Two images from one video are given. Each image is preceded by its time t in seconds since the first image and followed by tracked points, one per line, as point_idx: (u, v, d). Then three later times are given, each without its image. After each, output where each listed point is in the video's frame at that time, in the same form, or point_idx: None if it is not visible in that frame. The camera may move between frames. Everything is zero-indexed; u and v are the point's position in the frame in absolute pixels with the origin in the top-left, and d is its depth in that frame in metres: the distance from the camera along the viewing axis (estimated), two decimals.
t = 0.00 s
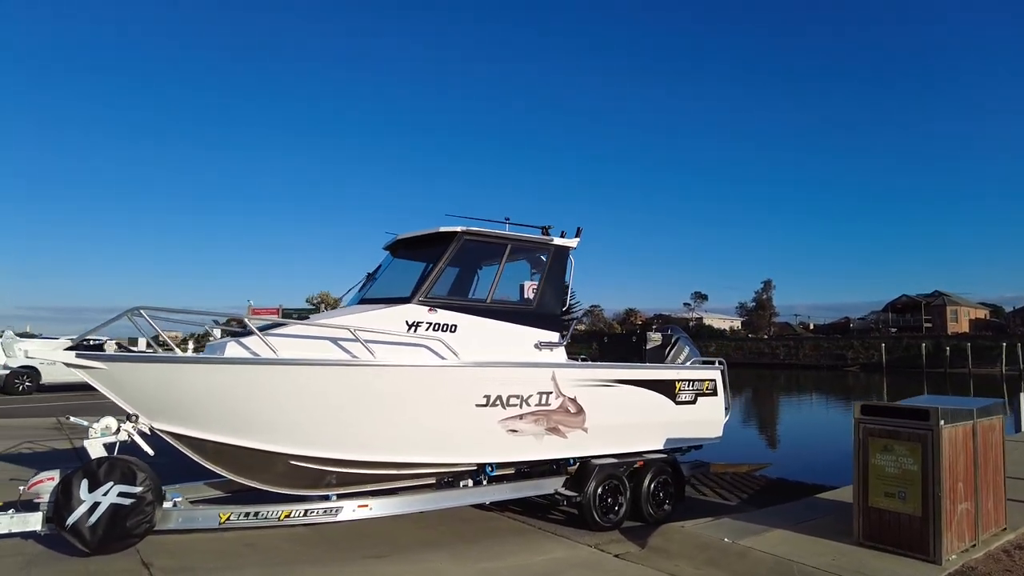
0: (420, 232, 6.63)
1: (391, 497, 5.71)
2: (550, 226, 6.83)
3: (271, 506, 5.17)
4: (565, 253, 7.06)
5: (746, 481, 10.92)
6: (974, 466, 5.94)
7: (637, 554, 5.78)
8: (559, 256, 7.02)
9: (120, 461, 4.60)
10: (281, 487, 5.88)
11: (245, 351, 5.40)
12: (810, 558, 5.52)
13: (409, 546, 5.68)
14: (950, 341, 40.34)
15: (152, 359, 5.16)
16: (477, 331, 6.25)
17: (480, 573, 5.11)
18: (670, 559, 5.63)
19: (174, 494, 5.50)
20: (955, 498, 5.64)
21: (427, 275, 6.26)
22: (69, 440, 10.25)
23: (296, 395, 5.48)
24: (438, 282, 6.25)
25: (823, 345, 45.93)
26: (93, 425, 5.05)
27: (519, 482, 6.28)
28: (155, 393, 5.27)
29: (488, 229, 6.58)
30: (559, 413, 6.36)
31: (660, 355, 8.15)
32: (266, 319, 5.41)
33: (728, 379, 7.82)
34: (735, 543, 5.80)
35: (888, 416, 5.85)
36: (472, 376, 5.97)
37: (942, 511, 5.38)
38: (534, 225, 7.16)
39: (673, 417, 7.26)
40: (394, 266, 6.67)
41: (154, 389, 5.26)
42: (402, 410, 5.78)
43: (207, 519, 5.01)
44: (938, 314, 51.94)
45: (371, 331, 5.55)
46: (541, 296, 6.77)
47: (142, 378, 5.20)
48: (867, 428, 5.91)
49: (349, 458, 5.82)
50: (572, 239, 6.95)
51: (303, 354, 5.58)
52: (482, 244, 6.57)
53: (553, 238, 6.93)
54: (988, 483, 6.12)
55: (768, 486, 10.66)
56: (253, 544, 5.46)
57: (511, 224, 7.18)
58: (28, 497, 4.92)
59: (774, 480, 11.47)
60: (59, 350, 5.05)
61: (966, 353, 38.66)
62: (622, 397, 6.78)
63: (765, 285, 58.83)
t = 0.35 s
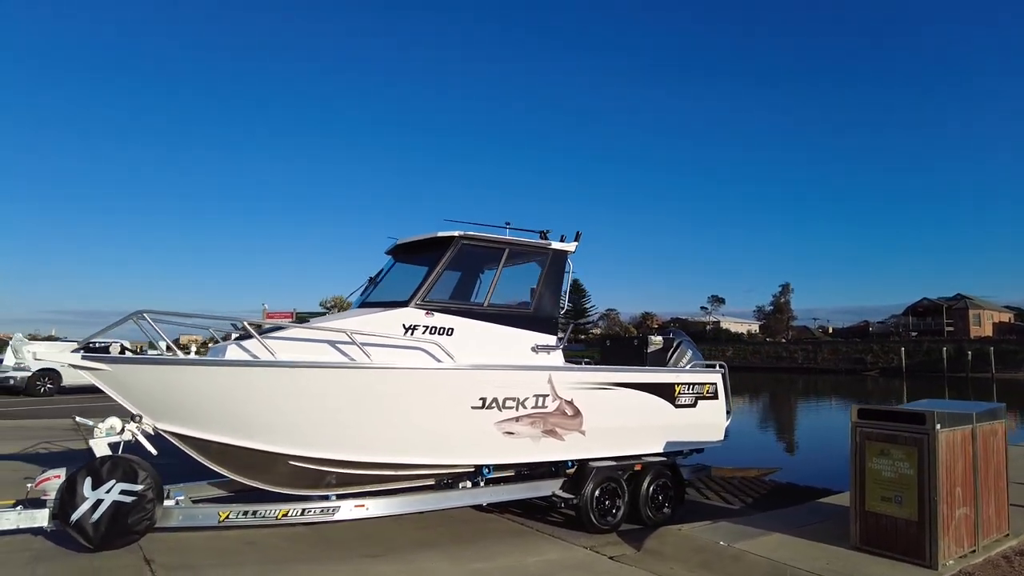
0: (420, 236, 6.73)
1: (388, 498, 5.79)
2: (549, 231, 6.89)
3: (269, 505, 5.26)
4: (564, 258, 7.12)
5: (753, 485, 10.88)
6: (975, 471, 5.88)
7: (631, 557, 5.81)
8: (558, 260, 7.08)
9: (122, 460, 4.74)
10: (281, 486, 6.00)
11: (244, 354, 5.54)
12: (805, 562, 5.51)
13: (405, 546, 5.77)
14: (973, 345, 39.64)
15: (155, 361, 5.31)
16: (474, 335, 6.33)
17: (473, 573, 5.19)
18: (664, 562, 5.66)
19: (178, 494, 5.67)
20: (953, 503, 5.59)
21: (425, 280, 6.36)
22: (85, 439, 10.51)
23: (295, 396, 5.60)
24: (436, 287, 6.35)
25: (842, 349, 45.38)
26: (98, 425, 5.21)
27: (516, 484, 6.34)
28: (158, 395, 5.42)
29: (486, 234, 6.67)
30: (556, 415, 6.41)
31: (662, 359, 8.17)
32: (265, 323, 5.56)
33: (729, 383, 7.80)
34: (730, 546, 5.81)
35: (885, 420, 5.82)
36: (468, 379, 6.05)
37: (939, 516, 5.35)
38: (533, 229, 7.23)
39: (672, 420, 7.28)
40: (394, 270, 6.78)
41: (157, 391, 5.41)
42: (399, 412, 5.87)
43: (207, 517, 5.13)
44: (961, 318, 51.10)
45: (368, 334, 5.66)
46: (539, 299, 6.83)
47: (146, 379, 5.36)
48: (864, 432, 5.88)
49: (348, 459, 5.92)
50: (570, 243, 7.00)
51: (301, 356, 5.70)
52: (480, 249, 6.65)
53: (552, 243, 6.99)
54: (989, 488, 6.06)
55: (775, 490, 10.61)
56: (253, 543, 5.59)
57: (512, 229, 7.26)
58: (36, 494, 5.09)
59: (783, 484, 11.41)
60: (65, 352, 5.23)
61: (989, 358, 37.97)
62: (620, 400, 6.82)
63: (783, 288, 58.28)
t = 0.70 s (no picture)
0: (413, 239, 6.78)
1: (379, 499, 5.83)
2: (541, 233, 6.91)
3: (260, 504, 5.31)
4: (557, 260, 7.13)
5: (755, 487, 10.83)
6: (968, 474, 5.84)
7: (622, 559, 5.82)
8: (551, 262, 7.10)
9: (114, 460, 4.81)
10: (275, 486, 6.06)
11: (236, 355, 5.61)
12: (795, 565, 5.48)
13: (396, 546, 5.81)
14: (987, 346, 39.17)
15: (148, 363, 5.39)
16: (465, 337, 6.37)
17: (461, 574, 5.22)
18: (654, 564, 5.66)
19: (173, 493, 5.75)
20: (946, 506, 5.55)
21: (417, 282, 6.41)
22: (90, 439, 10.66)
23: (286, 398, 5.66)
24: (427, 289, 6.39)
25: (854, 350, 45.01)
26: (93, 425, 5.30)
27: (508, 486, 6.35)
28: (152, 396, 5.50)
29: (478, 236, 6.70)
30: (548, 417, 6.43)
31: (658, 360, 8.16)
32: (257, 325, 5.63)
33: (726, 385, 7.84)
34: (721, 549, 5.79)
35: (877, 422, 5.79)
36: (459, 381, 6.09)
37: (930, 520, 5.31)
38: (527, 231, 7.25)
39: (667, 422, 7.28)
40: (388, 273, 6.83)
41: (150, 392, 5.49)
42: (389, 414, 5.92)
43: (198, 517, 5.19)
44: (975, 319, 50.53)
45: (357, 336, 5.71)
46: (531, 301, 6.85)
47: (139, 380, 5.43)
48: (856, 434, 5.86)
49: (340, 460, 5.97)
50: (563, 245, 7.02)
51: (292, 358, 5.76)
52: (472, 251, 6.69)
53: (545, 245, 7.01)
54: (984, 492, 6.01)
55: (777, 493, 10.56)
56: (246, 542, 5.67)
57: (506, 231, 7.30)
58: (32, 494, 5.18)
59: (785, 486, 11.36)
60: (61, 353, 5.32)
61: (1003, 359, 37.49)
62: (613, 402, 6.82)
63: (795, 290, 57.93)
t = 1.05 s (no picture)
0: (401, 235, 6.72)
1: (364, 496, 5.79)
2: (530, 229, 6.84)
3: (242, 502, 5.29)
4: (547, 256, 7.06)
5: (755, 486, 10.71)
6: (965, 474, 5.72)
7: (610, 558, 5.75)
8: (542, 259, 7.01)
9: (94, 456, 4.77)
10: (262, 484, 6.00)
11: (218, 352, 5.58)
12: (785, 565, 5.37)
13: (382, 544, 5.76)
14: (999, 344, 38.68)
15: (130, 359, 5.36)
16: (452, 334, 6.31)
17: (444, 573, 5.17)
18: (642, 564, 5.58)
19: (158, 490, 5.72)
20: (941, 506, 5.44)
21: (403, 278, 6.35)
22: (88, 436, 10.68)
23: (269, 395, 5.62)
24: (414, 285, 6.33)
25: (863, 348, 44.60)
26: (76, 422, 5.27)
27: (496, 484, 6.29)
28: (135, 393, 5.46)
29: (466, 232, 6.63)
30: (537, 414, 6.35)
31: (653, 358, 8.07)
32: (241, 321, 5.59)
33: (721, 383, 7.79)
34: (711, 549, 5.69)
35: (871, 421, 5.68)
36: (445, 378, 6.03)
37: (924, 520, 5.20)
38: (518, 227, 7.18)
39: (660, 420, 7.19)
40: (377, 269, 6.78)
41: (133, 389, 5.45)
42: (375, 411, 5.86)
43: (180, 514, 5.16)
44: (987, 316, 49.94)
45: (340, 332, 5.65)
46: (521, 298, 6.78)
47: (122, 377, 5.40)
48: (849, 433, 5.75)
49: (326, 457, 5.92)
50: (553, 241, 6.94)
51: (276, 355, 5.72)
52: (460, 247, 6.62)
53: (536, 241, 6.92)
54: (981, 492, 5.89)
55: (777, 491, 10.44)
56: (231, 540, 5.65)
57: (496, 227, 7.23)
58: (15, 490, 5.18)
59: (787, 485, 11.23)
60: (44, 350, 5.31)
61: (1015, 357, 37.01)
62: (605, 399, 6.73)
63: (804, 287, 57.49)
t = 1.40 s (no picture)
0: (393, 232, 6.67)
1: (353, 495, 5.74)
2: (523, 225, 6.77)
3: (229, 500, 5.30)
4: (541, 252, 6.98)
5: (760, 485, 10.56)
6: (968, 475, 5.56)
7: (602, 559, 5.65)
8: (535, 255, 6.95)
9: (79, 454, 4.75)
10: (253, 482, 5.93)
11: (205, 349, 5.54)
12: (781, 568, 5.24)
13: (371, 544, 5.70)
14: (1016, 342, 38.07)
15: (117, 356, 5.31)
16: (443, 331, 6.23)
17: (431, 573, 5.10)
18: (634, 565, 5.48)
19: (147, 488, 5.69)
20: (942, 508, 5.29)
21: (393, 275, 6.28)
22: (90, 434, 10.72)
23: (257, 392, 5.57)
24: (406, 282, 6.27)
25: (877, 347, 44.07)
26: (63, 419, 5.27)
27: (488, 483, 6.20)
28: (122, 390, 5.40)
29: (458, 228, 6.57)
30: (529, 413, 6.26)
31: (652, 355, 7.96)
32: (228, 318, 5.54)
33: (720, 381, 7.70)
34: (705, 550, 5.58)
35: (870, 420, 5.54)
36: (435, 376, 5.95)
37: (924, 522, 5.06)
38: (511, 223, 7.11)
39: (657, 418, 7.07)
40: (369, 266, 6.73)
41: (120, 386, 5.39)
42: (364, 409, 5.80)
43: (167, 512, 5.15)
44: (1004, 314, 49.18)
45: (326, 329, 5.58)
46: (514, 295, 6.69)
47: (108, 374, 5.34)
48: (848, 432, 5.61)
49: (316, 455, 5.85)
50: (546, 237, 6.86)
51: (264, 352, 5.66)
52: (451, 244, 6.56)
53: (528, 237, 6.86)
54: (985, 493, 5.73)
55: (783, 491, 10.27)
56: (220, 538, 5.62)
57: (490, 223, 7.17)
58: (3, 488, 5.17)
59: (793, 484, 11.06)
60: (30, 347, 5.30)
61: None
62: (600, 398, 6.62)
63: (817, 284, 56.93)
